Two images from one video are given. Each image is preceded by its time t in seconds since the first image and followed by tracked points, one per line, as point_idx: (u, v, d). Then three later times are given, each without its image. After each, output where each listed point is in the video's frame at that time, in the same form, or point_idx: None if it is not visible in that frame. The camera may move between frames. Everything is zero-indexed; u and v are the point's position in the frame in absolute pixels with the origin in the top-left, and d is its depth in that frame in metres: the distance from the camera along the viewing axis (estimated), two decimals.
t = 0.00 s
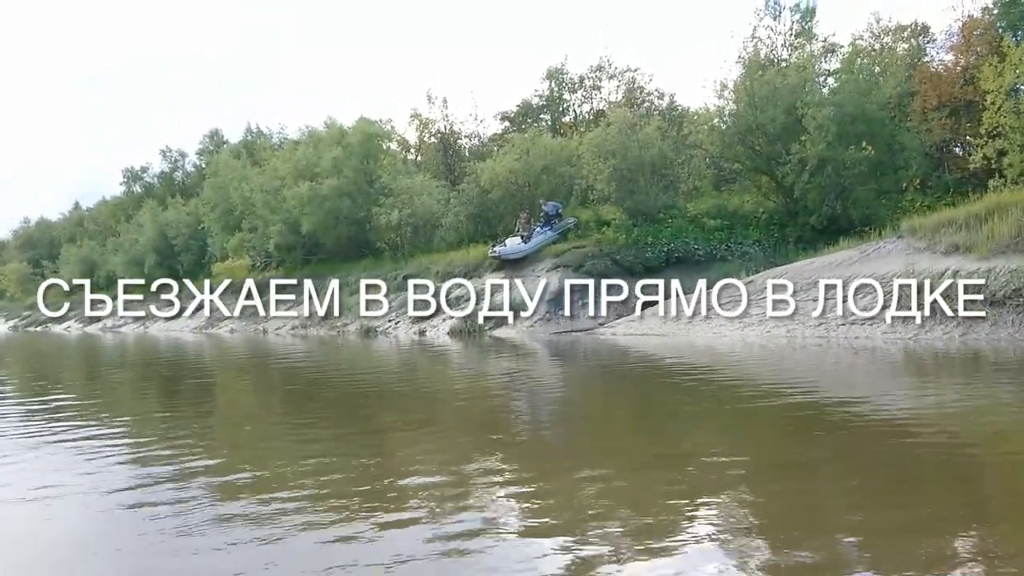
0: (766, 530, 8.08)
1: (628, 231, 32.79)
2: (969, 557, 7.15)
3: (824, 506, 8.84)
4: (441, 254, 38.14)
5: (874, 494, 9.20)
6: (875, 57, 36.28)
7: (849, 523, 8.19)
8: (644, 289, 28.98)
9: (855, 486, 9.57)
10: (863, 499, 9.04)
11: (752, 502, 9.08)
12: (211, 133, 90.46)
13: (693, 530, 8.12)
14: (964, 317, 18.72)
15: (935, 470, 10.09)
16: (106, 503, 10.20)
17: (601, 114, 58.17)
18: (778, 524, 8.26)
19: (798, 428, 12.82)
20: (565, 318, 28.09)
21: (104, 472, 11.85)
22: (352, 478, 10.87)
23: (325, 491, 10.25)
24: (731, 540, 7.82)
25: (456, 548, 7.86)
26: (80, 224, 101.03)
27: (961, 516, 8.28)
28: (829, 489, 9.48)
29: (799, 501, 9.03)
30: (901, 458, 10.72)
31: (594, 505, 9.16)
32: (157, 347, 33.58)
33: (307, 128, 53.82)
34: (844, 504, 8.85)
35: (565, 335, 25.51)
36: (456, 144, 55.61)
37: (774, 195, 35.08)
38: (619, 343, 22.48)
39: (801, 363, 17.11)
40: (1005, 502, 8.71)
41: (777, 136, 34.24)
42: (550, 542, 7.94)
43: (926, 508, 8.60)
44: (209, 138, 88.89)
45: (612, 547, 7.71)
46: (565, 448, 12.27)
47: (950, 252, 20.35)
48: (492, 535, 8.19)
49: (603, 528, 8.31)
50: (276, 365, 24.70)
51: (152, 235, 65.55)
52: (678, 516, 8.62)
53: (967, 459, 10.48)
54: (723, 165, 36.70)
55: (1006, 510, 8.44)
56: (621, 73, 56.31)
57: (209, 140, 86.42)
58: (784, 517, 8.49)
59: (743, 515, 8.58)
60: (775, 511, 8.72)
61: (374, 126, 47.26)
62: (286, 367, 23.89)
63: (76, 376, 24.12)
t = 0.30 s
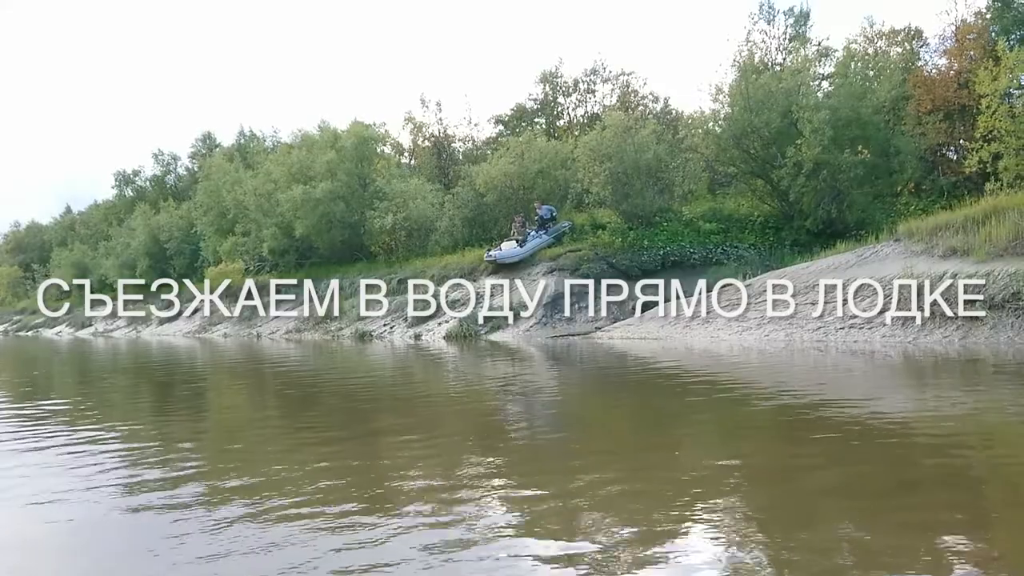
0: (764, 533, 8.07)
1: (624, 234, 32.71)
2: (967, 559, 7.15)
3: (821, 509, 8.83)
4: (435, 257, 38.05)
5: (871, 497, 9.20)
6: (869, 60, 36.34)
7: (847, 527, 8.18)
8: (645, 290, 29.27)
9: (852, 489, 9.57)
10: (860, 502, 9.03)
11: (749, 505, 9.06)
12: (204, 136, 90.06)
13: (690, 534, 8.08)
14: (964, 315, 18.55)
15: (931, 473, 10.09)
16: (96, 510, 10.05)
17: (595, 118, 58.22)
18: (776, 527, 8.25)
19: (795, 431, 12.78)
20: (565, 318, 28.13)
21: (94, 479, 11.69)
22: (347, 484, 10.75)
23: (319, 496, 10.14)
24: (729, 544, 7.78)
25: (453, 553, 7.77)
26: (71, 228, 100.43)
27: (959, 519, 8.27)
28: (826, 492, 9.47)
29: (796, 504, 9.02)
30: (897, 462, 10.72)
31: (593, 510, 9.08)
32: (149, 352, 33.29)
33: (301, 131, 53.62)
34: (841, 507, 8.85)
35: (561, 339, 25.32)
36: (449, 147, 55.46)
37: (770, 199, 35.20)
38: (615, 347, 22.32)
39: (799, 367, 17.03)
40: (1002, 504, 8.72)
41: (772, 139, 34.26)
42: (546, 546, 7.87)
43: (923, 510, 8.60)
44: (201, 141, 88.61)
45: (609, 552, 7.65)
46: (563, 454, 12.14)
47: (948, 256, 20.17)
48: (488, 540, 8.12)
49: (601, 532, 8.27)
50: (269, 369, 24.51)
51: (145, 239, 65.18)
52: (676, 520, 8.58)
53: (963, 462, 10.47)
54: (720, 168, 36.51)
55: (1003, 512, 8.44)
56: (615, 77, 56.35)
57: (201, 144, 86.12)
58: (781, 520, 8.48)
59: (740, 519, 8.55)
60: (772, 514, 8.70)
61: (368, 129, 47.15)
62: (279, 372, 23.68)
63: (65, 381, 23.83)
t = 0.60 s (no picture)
0: (759, 536, 8.10)
1: (618, 240, 32.70)
2: (961, 560, 7.17)
3: (816, 511, 8.86)
4: (429, 264, 37.98)
5: (865, 499, 9.24)
6: (861, 66, 36.52)
7: (843, 530, 8.20)
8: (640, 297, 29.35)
9: (846, 491, 9.61)
10: (854, 504, 9.08)
11: (744, 509, 9.07)
12: (194, 143, 89.73)
13: (686, 538, 8.08)
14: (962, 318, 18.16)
15: (924, 476, 10.12)
16: (85, 519, 9.91)
17: (588, 124, 58.30)
18: (772, 530, 8.28)
19: (790, 436, 12.77)
20: (560, 326, 27.87)
21: (84, 487, 11.56)
22: (341, 491, 10.66)
23: (313, 503, 10.06)
24: (726, 548, 7.78)
25: (449, 558, 7.73)
26: (60, 236, 99.82)
27: (953, 521, 8.31)
28: (819, 495, 9.51)
29: (791, 507, 9.05)
30: (890, 465, 10.78)
31: (591, 515, 9.04)
32: (139, 360, 33.01)
33: (292, 138, 53.48)
34: (835, 510, 8.88)
35: (556, 345, 25.21)
36: (442, 153, 55.41)
37: (763, 205, 35.29)
38: (609, 353, 22.24)
39: (795, 372, 17.00)
40: (996, 505, 8.77)
41: (765, 145, 34.33)
42: (543, 551, 7.85)
43: (917, 512, 8.64)
44: (191, 148, 88.26)
45: (606, 557, 7.63)
46: (560, 460, 12.06)
47: (943, 260, 20.16)
48: (484, 545, 8.09)
49: (597, 537, 8.26)
50: (261, 377, 24.34)
51: (135, 246, 64.89)
52: (672, 524, 8.58)
53: (956, 465, 10.52)
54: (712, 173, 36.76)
55: (997, 514, 8.49)
56: (608, 83, 56.46)
57: (192, 151, 85.79)
58: (777, 523, 8.50)
59: (736, 522, 8.56)
60: (768, 517, 8.72)
61: (360, 136, 47.11)
62: (271, 380, 23.50)
63: (54, 390, 23.58)
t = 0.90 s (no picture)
0: (754, 537, 8.10)
1: (611, 243, 32.68)
2: (952, 560, 7.17)
3: (808, 512, 8.88)
4: (422, 268, 37.93)
5: (857, 500, 9.28)
6: (852, 68, 36.67)
7: (837, 530, 8.21)
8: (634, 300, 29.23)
9: (837, 492, 9.64)
10: (845, 505, 9.09)
11: (739, 511, 9.07)
12: (184, 149, 89.25)
13: (680, 540, 8.08)
14: (960, 319, 18.14)
15: (917, 477, 10.12)
16: (75, 529, 9.83)
17: (580, 128, 58.33)
18: (765, 531, 8.30)
19: (784, 438, 12.76)
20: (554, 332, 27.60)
21: (75, 497, 11.44)
22: (335, 498, 10.57)
23: (306, 511, 9.99)
24: (720, 550, 7.78)
25: (445, 565, 7.68)
26: (49, 242, 99.15)
27: (944, 520, 8.35)
28: (813, 496, 9.52)
29: (785, 509, 9.06)
30: (880, 465, 10.82)
31: (587, 519, 9.01)
32: (130, 367, 32.80)
33: (284, 142, 53.31)
34: (828, 510, 8.91)
35: (551, 349, 25.15)
36: (433, 158, 55.32)
37: (756, 207, 35.36)
38: (604, 357, 22.20)
39: (790, 374, 17.00)
40: (986, 503, 8.81)
41: (758, 147, 34.41)
42: (539, 557, 7.80)
43: (908, 512, 8.67)
44: (182, 153, 87.92)
45: (599, 561, 7.60)
46: (556, 464, 11.98)
47: (939, 262, 20.18)
48: (476, 550, 8.06)
49: (590, 540, 8.25)
50: (253, 384, 24.17)
51: (126, 252, 64.81)
52: (666, 526, 8.57)
53: (948, 465, 10.56)
54: (706, 175, 36.77)
55: (987, 513, 8.51)
56: (600, 87, 56.50)
57: (182, 157, 85.48)
58: (772, 524, 8.51)
59: (729, 524, 8.57)
60: (761, 518, 8.73)
61: (351, 140, 47.00)
62: (263, 386, 23.40)
63: (45, 398, 23.41)
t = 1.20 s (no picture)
0: (753, 540, 8.01)
1: (606, 247, 32.61)
2: (946, 560, 7.12)
3: (806, 515, 8.79)
4: (416, 274, 37.80)
5: (855, 502, 9.20)
6: (845, 71, 36.74)
7: (834, 532, 8.14)
8: (629, 305, 29.17)
9: (835, 494, 9.57)
10: (842, 507, 9.02)
11: (737, 514, 8.98)
12: (175, 155, 88.79)
13: (681, 545, 7.97)
14: (959, 319, 18.06)
15: (914, 478, 10.07)
16: (63, 540, 9.68)
17: (573, 132, 58.38)
18: (764, 534, 8.21)
19: (782, 441, 12.68)
20: (548, 336, 27.49)
21: (66, 507, 11.26)
22: (331, 505, 10.44)
23: (302, 519, 9.84)
24: (720, 554, 7.68)
25: (444, 572, 7.56)
26: (39, 250, 98.51)
27: (944, 521, 8.28)
28: (810, 498, 9.44)
29: (783, 511, 8.97)
30: (877, 466, 10.76)
31: (587, 524, 8.90)
32: (122, 376, 32.50)
33: (276, 149, 53.09)
34: (826, 512, 8.83)
35: (547, 354, 25.01)
36: (426, 163, 55.22)
37: (751, 210, 35.35)
38: (600, 361, 22.09)
39: (788, 377, 16.93)
40: (984, 504, 8.76)
41: (752, 150, 34.44)
42: (539, 563, 7.69)
43: (906, 514, 8.60)
44: (172, 160, 87.53)
45: (595, 565, 7.52)
46: (553, 469, 11.88)
47: (936, 263, 20.15)
48: (471, 557, 7.97)
49: (589, 545, 8.14)
50: (247, 391, 23.96)
51: (117, 260, 64.34)
52: (665, 530, 8.47)
53: (946, 466, 10.50)
54: (700, 179, 36.85)
55: (984, 513, 8.46)
56: (592, 91, 56.52)
57: (173, 164, 85.10)
58: (770, 527, 8.42)
59: (727, 527, 8.48)
60: (760, 521, 8.64)
61: (343, 145, 46.80)
62: (257, 394, 23.18)
63: (34, 408, 23.11)
